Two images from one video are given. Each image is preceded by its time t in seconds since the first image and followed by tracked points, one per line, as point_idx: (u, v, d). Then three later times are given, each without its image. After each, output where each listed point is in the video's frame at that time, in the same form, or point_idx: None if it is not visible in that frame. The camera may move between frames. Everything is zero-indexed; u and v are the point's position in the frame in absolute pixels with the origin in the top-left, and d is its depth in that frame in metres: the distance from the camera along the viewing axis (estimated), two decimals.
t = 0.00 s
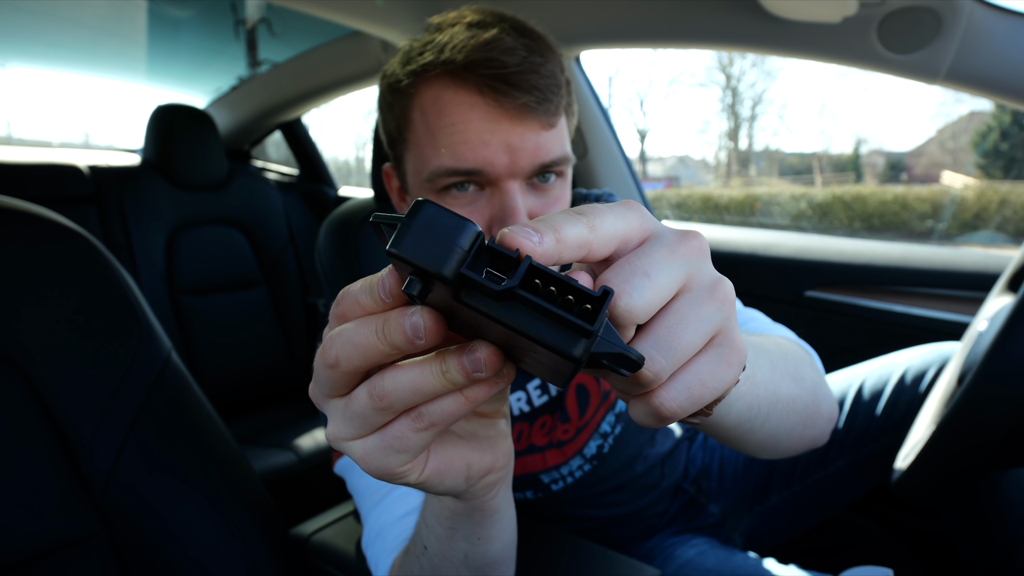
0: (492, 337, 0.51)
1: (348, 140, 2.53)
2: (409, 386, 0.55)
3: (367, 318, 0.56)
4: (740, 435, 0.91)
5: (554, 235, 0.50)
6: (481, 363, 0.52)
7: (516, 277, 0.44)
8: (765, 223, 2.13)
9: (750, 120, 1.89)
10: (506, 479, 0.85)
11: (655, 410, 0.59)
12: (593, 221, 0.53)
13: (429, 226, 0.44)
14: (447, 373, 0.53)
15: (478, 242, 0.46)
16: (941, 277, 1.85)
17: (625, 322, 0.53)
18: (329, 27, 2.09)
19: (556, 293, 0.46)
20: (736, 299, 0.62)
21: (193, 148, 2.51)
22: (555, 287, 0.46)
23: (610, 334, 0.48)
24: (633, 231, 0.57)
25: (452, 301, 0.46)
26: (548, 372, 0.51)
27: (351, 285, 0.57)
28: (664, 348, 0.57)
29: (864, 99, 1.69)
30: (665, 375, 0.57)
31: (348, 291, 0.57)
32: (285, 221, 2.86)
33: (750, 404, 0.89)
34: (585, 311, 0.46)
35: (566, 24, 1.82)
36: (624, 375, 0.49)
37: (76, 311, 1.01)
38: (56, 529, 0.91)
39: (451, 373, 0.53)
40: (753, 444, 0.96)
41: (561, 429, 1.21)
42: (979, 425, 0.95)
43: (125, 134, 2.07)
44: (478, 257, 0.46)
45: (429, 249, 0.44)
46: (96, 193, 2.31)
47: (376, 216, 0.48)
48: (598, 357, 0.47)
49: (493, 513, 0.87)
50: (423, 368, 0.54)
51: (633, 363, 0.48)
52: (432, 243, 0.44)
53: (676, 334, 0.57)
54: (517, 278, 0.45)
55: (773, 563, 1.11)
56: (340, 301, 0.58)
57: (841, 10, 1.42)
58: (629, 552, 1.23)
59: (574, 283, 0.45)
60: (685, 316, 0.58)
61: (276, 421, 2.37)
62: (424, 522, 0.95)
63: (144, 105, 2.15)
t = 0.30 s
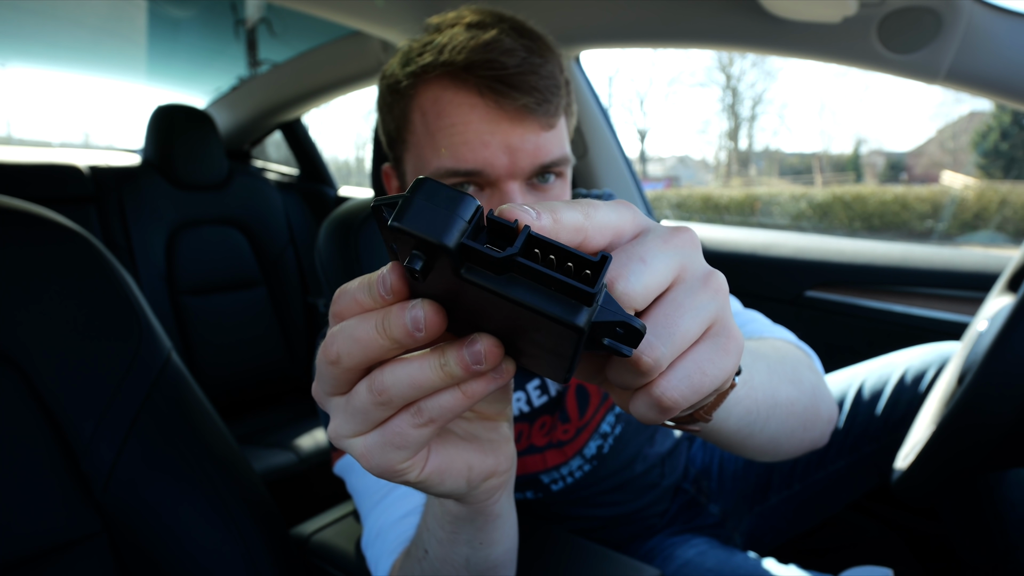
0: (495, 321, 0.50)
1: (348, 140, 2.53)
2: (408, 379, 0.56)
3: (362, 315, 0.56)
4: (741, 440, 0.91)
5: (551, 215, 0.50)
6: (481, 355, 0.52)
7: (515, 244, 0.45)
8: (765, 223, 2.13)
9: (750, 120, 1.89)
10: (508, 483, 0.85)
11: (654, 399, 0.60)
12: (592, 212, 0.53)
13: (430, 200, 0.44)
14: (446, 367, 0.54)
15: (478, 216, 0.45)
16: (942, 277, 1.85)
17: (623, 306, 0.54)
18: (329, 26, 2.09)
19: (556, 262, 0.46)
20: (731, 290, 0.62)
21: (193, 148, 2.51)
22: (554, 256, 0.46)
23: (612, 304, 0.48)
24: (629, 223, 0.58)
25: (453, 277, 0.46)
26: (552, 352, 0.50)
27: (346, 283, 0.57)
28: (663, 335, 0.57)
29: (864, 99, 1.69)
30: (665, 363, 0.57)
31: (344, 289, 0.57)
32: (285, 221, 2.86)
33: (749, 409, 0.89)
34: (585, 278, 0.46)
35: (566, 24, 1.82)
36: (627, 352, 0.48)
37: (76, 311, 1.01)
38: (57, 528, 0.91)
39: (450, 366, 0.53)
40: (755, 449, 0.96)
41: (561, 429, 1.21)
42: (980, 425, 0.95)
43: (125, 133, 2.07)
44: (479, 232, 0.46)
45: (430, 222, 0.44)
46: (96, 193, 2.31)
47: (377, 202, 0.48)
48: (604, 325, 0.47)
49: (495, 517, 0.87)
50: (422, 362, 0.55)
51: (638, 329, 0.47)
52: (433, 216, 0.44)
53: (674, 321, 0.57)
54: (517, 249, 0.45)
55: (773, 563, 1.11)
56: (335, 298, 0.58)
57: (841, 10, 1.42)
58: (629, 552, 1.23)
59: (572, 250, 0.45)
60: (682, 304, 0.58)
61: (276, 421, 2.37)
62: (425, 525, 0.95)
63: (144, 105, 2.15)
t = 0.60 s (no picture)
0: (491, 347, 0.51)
1: (348, 140, 2.53)
2: (409, 388, 0.55)
3: (360, 321, 0.56)
4: (745, 432, 0.91)
5: (545, 250, 0.49)
6: (481, 366, 0.51)
7: (508, 299, 0.44)
8: (765, 223, 2.12)
9: (750, 120, 1.88)
10: (506, 483, 0.85)
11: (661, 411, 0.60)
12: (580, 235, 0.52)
13: (420, 248, 0.44)
14: (446, 376, 0.53)
15: (471, 263, 0.45)
16: (941, 278, 1.86)
17: (625, 330, 0.53)
18: (329, 26, 2.08)
19: (548, 314, 0.45)
20: (734, 294, 0.62)
21: (193, 148, 2.51)
22: (548, 309, 0.45)
23: (605, 352, 0.48)
24: (623, 237, 0.57)
25: (448, 316, 0.47)
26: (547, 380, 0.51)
27: (346, 285, 0.57)
28: (666, 350, 0.56)
29: (864, 100, 1.69)
30: (670, 376, 0.57)
31: (343, 292, 0.57)
32: (285, 221, 2.86)
33: (754, 400, 0.89)
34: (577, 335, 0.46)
35: (566, 24, 1.82)
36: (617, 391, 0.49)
37: (75, 311, 1.01)
38: (57, 528, 0.91)
39: (450, 375, 0.53)
40: (757, 442, 0.96)
41: (561, 429, 1.22)
42: (979, 425, 0.95)
43: (125, 133, 2.07)
44: (472, 277, 0.46)
45: (420, 274, 0.44)
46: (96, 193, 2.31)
47: (373, 232, 0.49)
48: (592, 375, 0.47)
49: (492, 517, 0.87)
50: (423, 369, 0.55)
51: (626, 380, 0.47)
52: (424, 268, 0.44)
53: (677, 335, 0.57)
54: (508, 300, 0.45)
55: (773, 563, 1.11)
56: (333, 301, 0.58)
57: (840, 10, 1.43)
58: (629, 552, 1.23)
59: (565, 306, 0.44)
60: (683, 316, 0.58)
61: (276, 421, 2.37)
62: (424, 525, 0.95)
63: (144, 105, 2.15)
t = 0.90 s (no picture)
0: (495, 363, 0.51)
1: (348, 140, 2.53)
2: (409, 403, 0.55)
3: (360, 334, 0.56)
4: (752, 437, 0.91)
5: (556, 266, 0.49)
6: (484, 383, 0.52)
7: (519, 319, 0.44)
8: (765, 223, 2.12)
9: (750, 120, 1.88)
10: (505, 490, 0.85)
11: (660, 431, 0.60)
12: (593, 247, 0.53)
13: (430, 266, 0.44)
14: (446, 392, 0.53)
15: (482, 283, 0.45)
16: (941, 278, 1.86)
17: (628, 352, 0.53)
18: (329, 26, 2.08)
19: (560, 333, 0.45)
20: (744, 316, 0.62)
21: (193, 148, 2.51)
22: (560, 328, 0.45)
23: (615, 371, 0.48)
24: (634, 256, 0.57)
25: (458, 335, 0.46)
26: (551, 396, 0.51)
27: (344, 297, 0.57)
28: (669, 374, 0.57)
29: (864, 100, 1.69)
30: (671, 401, 0.57)
31: (341, 303, 0.57)
32: (285, 220, 2.85)
33: (763, 407, 0.89)
34: (590, 354, 0.45)
35: (566, 24, 1.82)
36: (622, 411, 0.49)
37: (76, 312, 1.01)
38: (57, 528, 0.91)
39: (451, 391, 0.53)
40: (766, 446, 0.96)
41: (561, 429, 1.22)
42: (978, 425, 0.95)
43: (125, 133, 2.07)
44: (482, 296, 0.45)
45: (431, 294, 0.44)
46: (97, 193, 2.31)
47: (379, 250, 0.48)
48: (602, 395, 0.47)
49: (492, 524, 0.87)
50: (423, 385, 0.55)
51: (635, 399, 0.48)
52: (436, 286, 0.44)
53: (681, 358, 0.57)
54: (519, 320, 0.44)
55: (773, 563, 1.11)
56: (331, 313, 0.58)
57: (841, 10, 1.43)
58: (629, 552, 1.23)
59: (578, 325, 0.44)
60: (689, 340, 0.58)
61: (276, 421, 2.37)
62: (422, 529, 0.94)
63: (144, 105, 2.16)
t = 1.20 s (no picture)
0: (468, 368, 0.50)
1: (348, 140, 2.53)
2: (376, 476, 0.55)
3: (286, 432, 0.54)
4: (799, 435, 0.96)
5: (783, 204, 0.54)
6: (445, 412, 0.52)
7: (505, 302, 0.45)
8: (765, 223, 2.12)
9: (750, 120, 1.85)
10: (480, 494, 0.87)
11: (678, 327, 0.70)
12: (783, 207, 0.54)
13: (417, 295, 0.40)
14: (410, 443, 0.53)
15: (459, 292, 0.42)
16: (940, 278, 1.86)
17: (701, 291, 0.62)
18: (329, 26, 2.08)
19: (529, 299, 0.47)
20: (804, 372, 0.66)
21: (193, 148, 2.51)
22: (532, 296, 0.47)
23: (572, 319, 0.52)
24: (818, 270, 0.61)
25: (442, 353, 0.44)
26: (516, 365, 0.54)
27: (248, 400, 0.54)
28: (714, 334, 0.66)
29: (864, 100, 1.69)
30: (696, 344, 0.67)
31: (250, 406, 0.54)
32: (285, 220, 2.85)
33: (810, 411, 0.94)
34: (560, 306, 0.48)
35: (566, 24, 1.82)
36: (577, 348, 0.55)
37: (75, 311, 1.01)
38: (57, 528, 0.91)
39: (415, 439, 0.53)
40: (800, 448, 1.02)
41: (565, 428, 1.21)
42: (979, 424, 0.95)
43: (125, 133, 2.08)
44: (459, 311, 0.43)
45: (427, 318, 0.40)
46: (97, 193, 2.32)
47: (326, 314, 0.41)
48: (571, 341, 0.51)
49: (471, 529, 0.85)
50: (386, 450, 0.54)
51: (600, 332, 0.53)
52: (429, 310, 0.40)
53: (727, 338, 0.66)
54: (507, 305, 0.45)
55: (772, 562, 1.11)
56: (241, 421, 0.55)
57: (841, 10, 1.43)
58: (629, 551, 1.23)
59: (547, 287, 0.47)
60: (749, 338, 0.65)
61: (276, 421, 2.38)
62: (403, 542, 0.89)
63: (145, 105, 2.16)
